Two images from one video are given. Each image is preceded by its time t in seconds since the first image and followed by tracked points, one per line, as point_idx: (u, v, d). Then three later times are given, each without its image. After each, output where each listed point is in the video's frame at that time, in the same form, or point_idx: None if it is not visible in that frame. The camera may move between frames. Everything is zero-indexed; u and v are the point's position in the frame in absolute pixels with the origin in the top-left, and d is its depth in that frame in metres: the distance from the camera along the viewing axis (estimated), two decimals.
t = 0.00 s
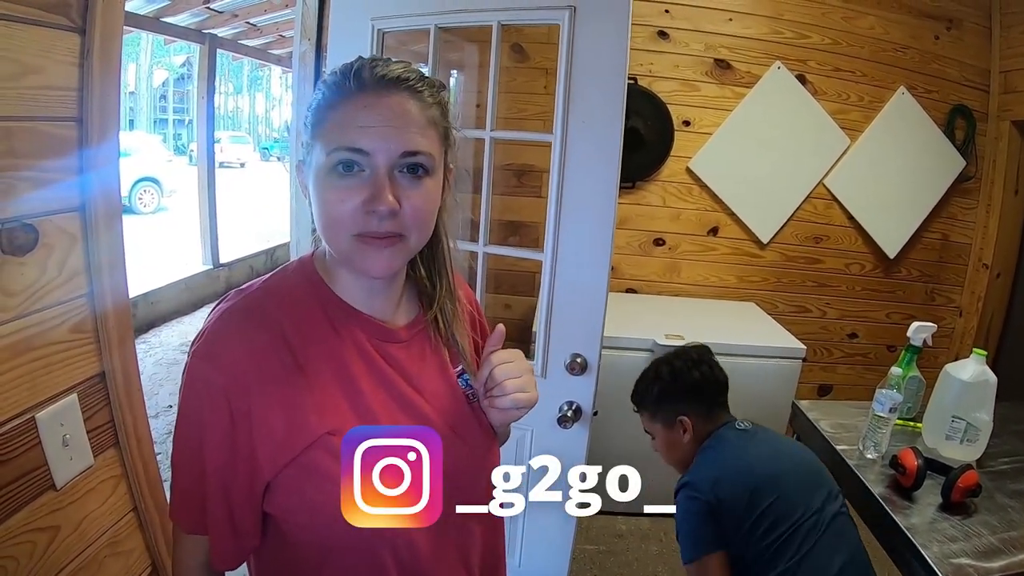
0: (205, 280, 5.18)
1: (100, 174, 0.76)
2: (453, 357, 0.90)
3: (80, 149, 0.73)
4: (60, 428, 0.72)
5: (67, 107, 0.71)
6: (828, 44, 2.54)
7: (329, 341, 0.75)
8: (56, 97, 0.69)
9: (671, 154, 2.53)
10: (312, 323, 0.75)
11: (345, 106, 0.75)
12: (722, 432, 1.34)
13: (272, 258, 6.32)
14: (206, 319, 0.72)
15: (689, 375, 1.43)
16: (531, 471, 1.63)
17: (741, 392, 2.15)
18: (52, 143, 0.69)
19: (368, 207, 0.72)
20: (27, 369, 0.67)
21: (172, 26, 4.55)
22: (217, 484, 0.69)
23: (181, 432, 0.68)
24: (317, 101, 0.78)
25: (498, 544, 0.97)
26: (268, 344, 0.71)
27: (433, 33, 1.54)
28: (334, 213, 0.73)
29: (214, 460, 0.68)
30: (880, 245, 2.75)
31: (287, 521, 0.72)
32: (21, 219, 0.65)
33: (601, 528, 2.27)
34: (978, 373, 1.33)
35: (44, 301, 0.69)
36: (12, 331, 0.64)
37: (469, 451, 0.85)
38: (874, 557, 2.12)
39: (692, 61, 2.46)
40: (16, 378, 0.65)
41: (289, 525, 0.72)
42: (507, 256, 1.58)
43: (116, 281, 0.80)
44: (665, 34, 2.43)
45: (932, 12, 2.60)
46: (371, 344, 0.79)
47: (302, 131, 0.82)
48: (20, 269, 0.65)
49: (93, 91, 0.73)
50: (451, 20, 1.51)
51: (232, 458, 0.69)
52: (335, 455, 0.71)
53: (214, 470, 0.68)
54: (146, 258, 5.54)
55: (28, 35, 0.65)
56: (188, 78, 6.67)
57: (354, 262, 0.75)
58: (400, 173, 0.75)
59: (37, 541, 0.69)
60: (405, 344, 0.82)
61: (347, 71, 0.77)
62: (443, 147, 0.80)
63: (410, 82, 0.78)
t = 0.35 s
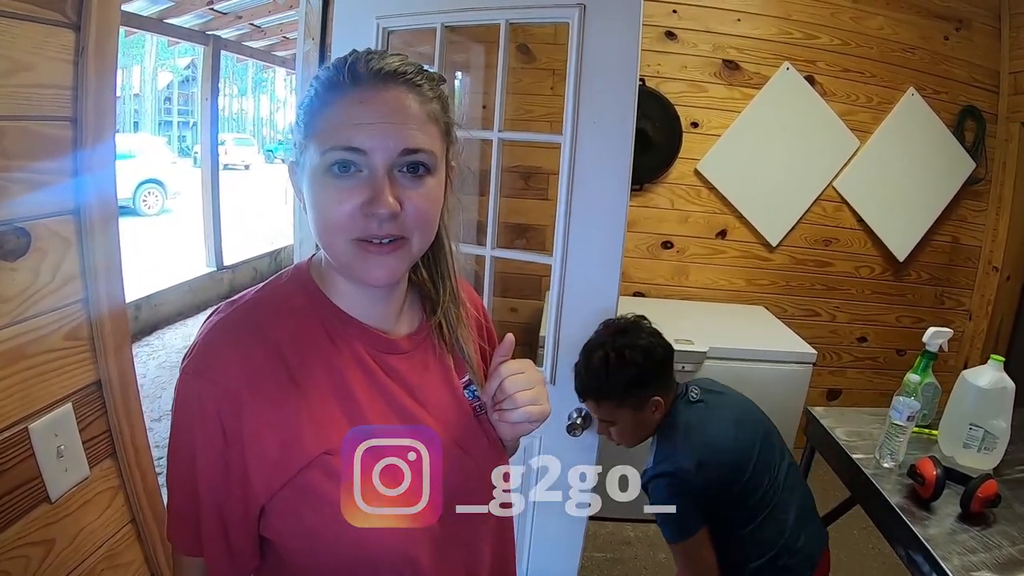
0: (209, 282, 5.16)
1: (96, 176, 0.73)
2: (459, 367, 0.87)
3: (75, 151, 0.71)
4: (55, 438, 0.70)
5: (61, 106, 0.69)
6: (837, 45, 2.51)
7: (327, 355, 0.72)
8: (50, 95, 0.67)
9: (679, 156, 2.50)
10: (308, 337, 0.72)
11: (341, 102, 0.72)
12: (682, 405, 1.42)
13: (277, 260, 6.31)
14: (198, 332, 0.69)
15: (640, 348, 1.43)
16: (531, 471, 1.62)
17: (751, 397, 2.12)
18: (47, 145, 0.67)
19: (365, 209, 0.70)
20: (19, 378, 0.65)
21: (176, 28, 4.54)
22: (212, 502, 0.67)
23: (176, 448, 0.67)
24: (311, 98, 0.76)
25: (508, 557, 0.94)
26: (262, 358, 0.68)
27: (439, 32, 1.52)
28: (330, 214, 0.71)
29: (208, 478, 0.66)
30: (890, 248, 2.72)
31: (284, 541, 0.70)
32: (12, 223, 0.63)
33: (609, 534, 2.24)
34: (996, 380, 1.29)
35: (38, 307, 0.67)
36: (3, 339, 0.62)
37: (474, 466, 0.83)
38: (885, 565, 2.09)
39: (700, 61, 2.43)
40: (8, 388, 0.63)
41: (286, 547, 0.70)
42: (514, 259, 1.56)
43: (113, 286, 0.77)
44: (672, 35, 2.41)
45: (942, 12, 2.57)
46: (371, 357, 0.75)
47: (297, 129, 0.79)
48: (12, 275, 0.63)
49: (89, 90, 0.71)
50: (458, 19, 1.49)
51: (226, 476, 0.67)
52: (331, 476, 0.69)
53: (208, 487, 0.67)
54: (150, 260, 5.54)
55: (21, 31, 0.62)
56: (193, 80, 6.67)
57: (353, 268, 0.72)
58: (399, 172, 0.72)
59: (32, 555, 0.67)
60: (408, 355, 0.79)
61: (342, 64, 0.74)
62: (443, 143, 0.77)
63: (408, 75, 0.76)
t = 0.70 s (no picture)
0: (213, 283, 5.15)
1: (93, 179, 0.71)
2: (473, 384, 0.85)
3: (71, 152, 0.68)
4: (51, 452, 0.68)
5: (58, 107, 0.66)
6: (848, 45, 2.48)
7: (333, 372, 0.70)
8: (49, 95, 0.64)
9: (688, 157, 2.47)
10: (314, 353, 0.70)
11: (353, 103, 0.69)
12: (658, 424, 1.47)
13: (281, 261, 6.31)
14: (195, 349, 0.67)
15: (608, 415, 1.38)
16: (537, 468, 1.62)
17: (761, 401, 2.09)
18: (41, 147, 0.64)
19: (379, 220, 0.68)
20: (12, 393, 0.62)
21: (180, 27, 4.52)
22: (213, 526, 0.65)
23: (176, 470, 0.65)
24: (321, 97, 0.73)
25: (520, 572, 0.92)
26: (266, 376, 0.66)
27: (449, 29, 1.49)
28: (343, 223, 0.69)
29: (209, 501, 0.64)
30: (901, 249, 2.69)
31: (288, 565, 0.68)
32: (5, 228, 0.60)
33: (618, 540, 2.22)
34: (1017, 388, 1.26)
35: (31, 316, 0.64)
36: None
37: (483, 484, 0.81)
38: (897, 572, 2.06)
39: (710, 61, 2.41)
40: None
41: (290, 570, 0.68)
42: (524, 262, 1.54)
43: (110, 290, 0.75)
44: (682, 34, 2.38)
45: (954, 12, 2.54)
46: (378, 374, 0.74)
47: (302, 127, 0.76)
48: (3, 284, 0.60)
49: (86, 90, 0.68)
50: (467, 18, 1.47)
51: (228, 499, 0.65)
52: (337, 500, 0.66)
53: (210, 511, 0.64)
54: (155, 261, 5.53)
55: (19, 27, 0.60)
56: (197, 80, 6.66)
57: (366, 282, 0.70)
58: (415, 181, 0.71)
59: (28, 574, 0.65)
60: (415, 370, 0.77)
61: (353, 61, 0.71)
62: (460, 146, 0.76)
63: (423, 72, 0.73)
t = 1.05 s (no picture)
0: (216, 285, 5.14)
1: (88, 183, 0.69)
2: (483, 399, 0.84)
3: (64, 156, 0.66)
4: (45, 466, 0.66)
5: (50, 109, 0.64)
6: (856, 46, 2.45)
7: (338, 390, 0.68)
8: (42, 96, 0.62)
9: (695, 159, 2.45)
10: (317, 373, 0.68)
11: (391, 110, 0.67)
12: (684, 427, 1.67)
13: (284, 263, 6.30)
14: (194, 367, 0.65)
15: (675, 433, 1.55)
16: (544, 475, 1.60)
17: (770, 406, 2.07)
18: (34, 150, 0.62)
19: (419, 232, 0.66)
20: (4, 407, 0.60)
21: (183, 28, 4.51)
22: (215, 551, 0.64)
23: (177, 495, 0.63)
24: (357, 96, 0.69)
25: None
26: (269, 397, 0.64)
27: (454, 30, 1.47)
28: (381, 235, 0.66)
29: (210, 527, 0.63)
30: (909, 253, 2.66)
31: None
32: None
33: (624, 547, 2.20)
34: None
35: (23, 327, 0.62)
36: None
37: (494, 502, 0.79)
38: None
39: (718, 62, 2.38)
40: None
41: None
42: (531, 267, 1.51)
43: (105, 299, 0.73)
44: (689, 35, 2.36)
45: (963, 12, 2.51)
46: (385, 391, 0.72)
47: (319, 127, 0.72)
48: None
49: (80, 92, 0.66)
50: (473, 18, 1.44)
51: (231, 523, 0.64)
52: (343, 525, 0.64)
53: (212, 536, 0.63)
54: (158, 263, 5.52)
55: (10, 26, 0.58)
56: (200, 82, 6.66)
57: (405, 295, 0.68)
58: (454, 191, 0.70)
59: None
60: (425, 385, 0.75)
61: (387, 64, 0.69)
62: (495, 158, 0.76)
63: (462, 78, 0.72)
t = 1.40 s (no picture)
0: (216, 287, 5.13)
1: (82, 186, 0.67)
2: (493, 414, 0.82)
3: (57, 159, 0.64)
4: (38, 478, 0.64)
5: (42, 110, 0.62)
6: (860, 48, 2.44)
7: (347, 400, 0.67)
8: (33, 97, 0.61)
9: (698, 161, 2.44)
10: (326, 382, 0.67)
11: (361, 111, 0.65)
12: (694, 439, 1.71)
13: (284, 264, 6.28)
14: (198, 374, 0.63)
15: (694, 465, 1.56)
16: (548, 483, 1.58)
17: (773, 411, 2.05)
18: (24, 152, 0.60)
19: (389, 238, 0.65)
20: None
21: (183, 30, 4.49)
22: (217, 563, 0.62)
23: (178, 506, 0.61)
24: (325, 103, 0.69)
25: None
26: (278, 405, 0.63)
27: (457, 31, 1.45)
28: (352, 242, 0.65)
29: (212, 540, 0.60)
30: (913, 256, 2.64)
31: None
32: None
33: (627, 553, 2.18)
34: None
35: (13, 337, 0.60)
36: None
37: (500, 513, 0.78)
38: None
39: (721, 64, 2.37)
40: None
41: None
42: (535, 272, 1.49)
43: (100, 307, 0.71)
44: (692, 37, 2.35)
45: (967, 14, 2.50)
46: (395, 401, 0.71)
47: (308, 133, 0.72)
48: None
49: (72, 92, 0.64)
50: (476, 19, 1.43)
51: (235, 536, 0.62)
52: (353, 539, 0.63)
53: (213, 549, 0.61)
54: (158, 265, 5.51)
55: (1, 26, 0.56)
56: (200, 83, 6.64)
57: (377, 304, 0.67)
58: (428, 195, 0.68)
59: None
60: (432, 395, 0.74)
61: (362, 64, 0.67)
62: (480, 155, 0.72)
63: (440, 75, 0.69)
